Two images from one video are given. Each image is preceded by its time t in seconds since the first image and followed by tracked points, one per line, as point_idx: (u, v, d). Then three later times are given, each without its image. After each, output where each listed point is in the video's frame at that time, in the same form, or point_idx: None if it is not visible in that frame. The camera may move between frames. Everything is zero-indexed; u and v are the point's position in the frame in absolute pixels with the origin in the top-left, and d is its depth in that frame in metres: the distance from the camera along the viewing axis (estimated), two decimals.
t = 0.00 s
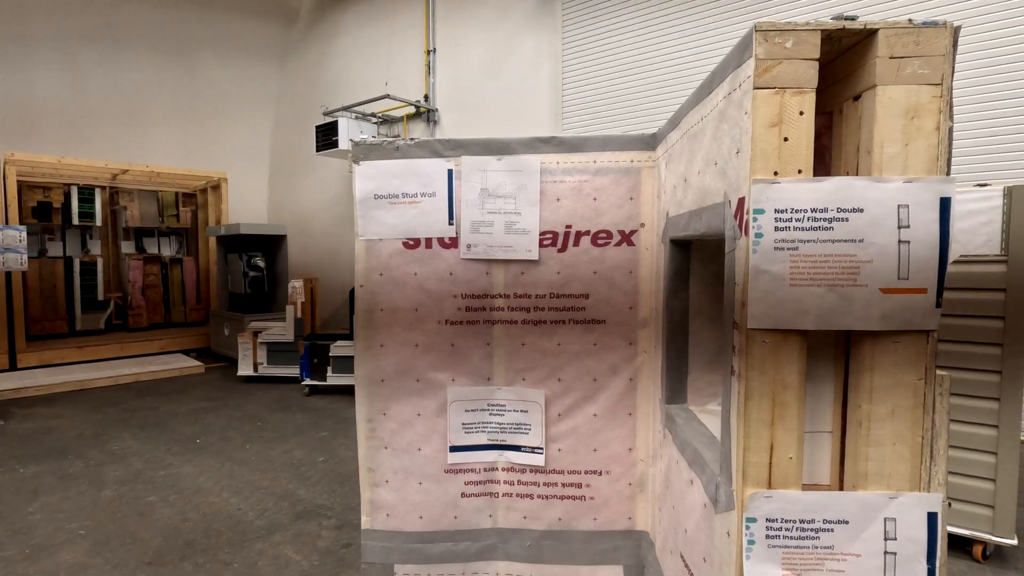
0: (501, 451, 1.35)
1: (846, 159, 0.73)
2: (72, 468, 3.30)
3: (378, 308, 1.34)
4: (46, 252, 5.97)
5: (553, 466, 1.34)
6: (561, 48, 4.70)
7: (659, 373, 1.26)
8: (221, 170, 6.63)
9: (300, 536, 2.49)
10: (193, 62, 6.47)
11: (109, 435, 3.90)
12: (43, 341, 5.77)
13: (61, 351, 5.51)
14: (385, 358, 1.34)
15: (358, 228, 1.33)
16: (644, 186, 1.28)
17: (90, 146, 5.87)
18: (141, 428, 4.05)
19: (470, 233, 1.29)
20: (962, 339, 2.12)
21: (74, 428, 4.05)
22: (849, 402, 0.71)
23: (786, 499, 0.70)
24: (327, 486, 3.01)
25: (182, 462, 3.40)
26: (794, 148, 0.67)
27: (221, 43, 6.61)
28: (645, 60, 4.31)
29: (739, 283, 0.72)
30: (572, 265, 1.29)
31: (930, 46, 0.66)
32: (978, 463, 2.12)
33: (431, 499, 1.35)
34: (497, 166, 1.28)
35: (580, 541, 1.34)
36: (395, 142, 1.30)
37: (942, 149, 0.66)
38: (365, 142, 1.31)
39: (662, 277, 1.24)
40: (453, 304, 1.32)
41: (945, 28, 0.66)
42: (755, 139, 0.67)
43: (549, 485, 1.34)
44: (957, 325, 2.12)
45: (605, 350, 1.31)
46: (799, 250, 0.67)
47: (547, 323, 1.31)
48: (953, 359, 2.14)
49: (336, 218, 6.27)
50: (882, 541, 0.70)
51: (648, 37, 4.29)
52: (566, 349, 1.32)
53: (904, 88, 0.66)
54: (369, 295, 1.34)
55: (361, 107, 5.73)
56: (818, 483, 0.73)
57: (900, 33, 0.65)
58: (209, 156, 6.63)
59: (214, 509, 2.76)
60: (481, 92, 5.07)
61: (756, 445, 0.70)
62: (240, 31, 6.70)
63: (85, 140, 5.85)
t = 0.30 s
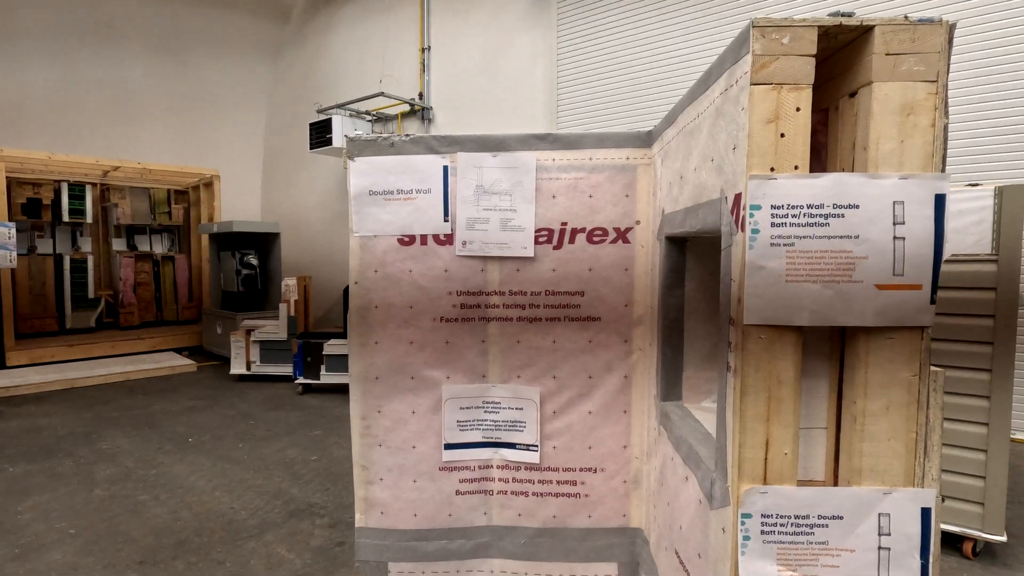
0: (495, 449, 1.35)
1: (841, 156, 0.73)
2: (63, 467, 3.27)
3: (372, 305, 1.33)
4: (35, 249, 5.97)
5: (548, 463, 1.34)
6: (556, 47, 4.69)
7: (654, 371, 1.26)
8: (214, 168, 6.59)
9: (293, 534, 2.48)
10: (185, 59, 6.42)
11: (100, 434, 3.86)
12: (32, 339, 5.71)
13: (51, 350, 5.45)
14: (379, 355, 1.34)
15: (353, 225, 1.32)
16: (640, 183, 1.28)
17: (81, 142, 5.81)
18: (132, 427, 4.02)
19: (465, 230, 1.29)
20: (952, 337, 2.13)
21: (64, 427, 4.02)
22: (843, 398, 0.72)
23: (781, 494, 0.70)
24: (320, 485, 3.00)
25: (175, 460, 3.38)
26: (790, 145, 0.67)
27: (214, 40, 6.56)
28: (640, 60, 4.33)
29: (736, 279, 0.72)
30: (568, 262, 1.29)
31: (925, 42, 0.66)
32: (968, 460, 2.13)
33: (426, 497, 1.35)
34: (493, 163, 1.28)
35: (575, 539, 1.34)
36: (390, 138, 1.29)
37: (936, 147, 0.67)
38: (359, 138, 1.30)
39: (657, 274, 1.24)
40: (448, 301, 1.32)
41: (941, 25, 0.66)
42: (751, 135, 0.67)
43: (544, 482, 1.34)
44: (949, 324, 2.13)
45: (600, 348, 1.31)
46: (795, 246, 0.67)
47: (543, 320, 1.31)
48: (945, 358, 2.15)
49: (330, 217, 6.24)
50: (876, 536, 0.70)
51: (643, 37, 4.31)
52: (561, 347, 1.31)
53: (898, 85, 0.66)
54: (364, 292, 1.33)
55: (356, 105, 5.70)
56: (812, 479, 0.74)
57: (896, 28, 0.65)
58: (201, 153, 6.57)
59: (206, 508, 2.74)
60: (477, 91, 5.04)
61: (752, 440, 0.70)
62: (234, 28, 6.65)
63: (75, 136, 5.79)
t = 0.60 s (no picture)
0: (488, 443, 1.35)
1: (831, 148, 0.74)
2: (52, 465, 3.24)
3: (366, 300, 1.33)
4: (24, 246, 5.88)
5: (540, 457, 1.34)
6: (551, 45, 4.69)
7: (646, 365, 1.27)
8: (205, 164, 6.54)
9: (285, 531, 2.47)
10: (177, 54, 6.38)
11: (90, 432, 3.84)
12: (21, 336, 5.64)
13: (40, 347, 5.40)
14: (372, 349, 1.34)
15: (346, 219, 1.32)
16: (632, 178, 1.28)
17: (71, 137, 5.76)
18: (122, 424, 3.99)
19: (459, 224, 1.29)
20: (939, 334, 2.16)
21: (53, 425, 3.98)
22: (832, 388, 0.73)
23: (770, 483, 0.71)
24: (313, 482, 2.99)
25: (166, 458, 3.36)
26: (779, 138, 0.68)
27: (206, 36, 6.51)
28: (634, 58, 4.33)
29: (727, 270, 0.72)
30: (561, 257, 1.30)
31: (913, 37, 0.67)
32: (954, 455, 2.16)
33: (418, 491, 1.35)
34: (486, 158, 1.28)
35: (567, 532, 1.35)
36: (383, 132, 1.29)
37: (924, 140, 0.68)
38: (352, 132, 1.30)
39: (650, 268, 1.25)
40: (441, 296, 1.32)
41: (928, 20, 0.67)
42: (742, 128, 0.68)
43: (537, 476, 1.34)
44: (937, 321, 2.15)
45: (593, 343, 1.31)
46: (784, 237, 0.68)
47: (536, 315, 1.32)
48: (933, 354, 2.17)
49: (323, 215, 6.22)
50: (863, 524, 0.71)
51: (637, 34, 4.31)
52: (554, 341, 1.32)
53: (886, 79, 0.67)
54: (357, 286, 1.33)
55: (350, 102, 5.68)
56: (801, 469, 0.74)
57: (884, 23, 0.66)
58: (192, 150, 6.52)
59: (198, 505, 2.73)
60: (471, 88, 5.04)
61: (741, 430, 0.71)
62: (227, 23, 6.61)
63: (65, 131, 5.73)
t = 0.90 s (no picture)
0: (482, 430, 1.38)
1: (811, 137, 0.77)
2: (46, 460, 3.25)
3: (362, 289, 1.35)
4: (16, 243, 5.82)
5: (533, 444, 1.37)
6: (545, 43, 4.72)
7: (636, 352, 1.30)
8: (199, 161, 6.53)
9: (280, 523, 2.49)
10: (171, 50, 6.36)
11: (84, 427, 3.84)
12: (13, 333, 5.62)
13: (32, 344, 5.37)
14: (368, 338, 1.36)
15: (343, 210, 1.34)
16: (623, 171, 1.31)
17: (63, 133, 5.74)
18: (116, 420, 3.99)
19: (453, 215, 1.31)
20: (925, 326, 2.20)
21: (46, 421, 3.98)
22: (812, 366, 0.76)
23: (752, 458, 0.74)
24: (309, 475, 3.01)
25: (160, 452, 3.37)
26: (760, 126, 0.71)
27: (200, 32, 6.49)
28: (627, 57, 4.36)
29: (711, 253, 0.75)
30: (554, 248, 1.32)
31: (887, 30, 0.70)
32: (939, 446, 2.20)
33: (414, 477, 1.38)
34: (481, 150, 1.30)
35: (560, 517, 1.37)
36: (379, 125, 1.32)
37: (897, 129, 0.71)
38: (349, 124, 1.32)
39: (640, 257, 1.28)
40: (436, 286, 1.34)
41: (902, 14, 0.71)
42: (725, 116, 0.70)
43: (530, 462, 1.37)
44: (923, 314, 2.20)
45: (584, 331, 1.34)
46: (765, 221, 0.71)
47: (528, 304, 1.34)
48: (919, 347, 2.22)
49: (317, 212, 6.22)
50: (841, 497, 0.74)
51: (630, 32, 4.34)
52: (547, 330, 1.35)
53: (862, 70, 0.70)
54: (353, 276, 1.35)
55: (344, 99, 5.69)
56: (782, 445, 0.78)
57: (861, 16, 0.70)
58: (186, 146, 6.51)
59: (192, 498, 2.74)
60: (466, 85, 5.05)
61: (724, 407, 0.74)
62: (220, 20, 6.59)
63: (57, 127, 5.71)
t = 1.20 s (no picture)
0: (481, 417, 1.41)
1: (797, 128, 0.81)
2: (46, 453, 3.27)
3: (364, 279, 1.39)
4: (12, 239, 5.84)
5: (531, 430, 1.41)
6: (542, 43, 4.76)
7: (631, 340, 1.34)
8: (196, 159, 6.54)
9: (280, 515, 2.52)
10: (167, 47, 6.36)
11: (82, 422, 3.86)
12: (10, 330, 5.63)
13: (29, 340, 5.39)
14: (370, 327, 1.40)
15: (346, 202, 1.38)
16: (619, 163, 1.35)
17: (59, 130, 5.73)
18: (114, 416, 4.01)
19: (454, 207, 1.35)
20: (915, 320, 2.25)
21: (45, 416, 3.99)
22: (798, 346, 0.80)
23: (741, 433, 0.78)
24: (308, 469, 3.03)
25: (159, 447, 3.39)
26: (749, 117, 0.75)
27: (197, 29, 6.50)
28: (622, 56, 4.41)
29: (703, 238, 0.79)
30: (552, 239, 1.36)
31: (868, 27, 0.74)
32: (928, 437, 2.25)
33: (415, 463, 1.41)
34: (481, 143, 1.34)
35: (557, 501, 1.41)
36: (382, 119, 1.35)
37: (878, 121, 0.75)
38: (352, 119, 1.36)
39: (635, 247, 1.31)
40: (437, 276, 1.38)
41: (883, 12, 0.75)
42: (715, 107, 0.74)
43: (528, 448, 1.41)
44: (912, 309, 2.25)
45: (581, 321, 1.38)
46: (754, 208, 0.75)
47: (527, 294, 1.38)
48: (909, 340, 2.27)
49: (314, 209, 6.23)
50: (825, 470, 0.78)
51: (625, 32, 4.39)
52: (544, 319, 1.39)
53: (845, 65, 0.74)
54: (356, 266, 1.39)
55: (341, 97, 5.70)
56: (770, 423, 0.82)
57: (843, 14, 0.74)
58: (183, 144, 6.51)
59: (192, 491, 2.77)
60: (463, 84, 5.06)
61: (715, 385, 0.78)
62: (218, 17, 6.60)
63: (53, 124, 5.71)
